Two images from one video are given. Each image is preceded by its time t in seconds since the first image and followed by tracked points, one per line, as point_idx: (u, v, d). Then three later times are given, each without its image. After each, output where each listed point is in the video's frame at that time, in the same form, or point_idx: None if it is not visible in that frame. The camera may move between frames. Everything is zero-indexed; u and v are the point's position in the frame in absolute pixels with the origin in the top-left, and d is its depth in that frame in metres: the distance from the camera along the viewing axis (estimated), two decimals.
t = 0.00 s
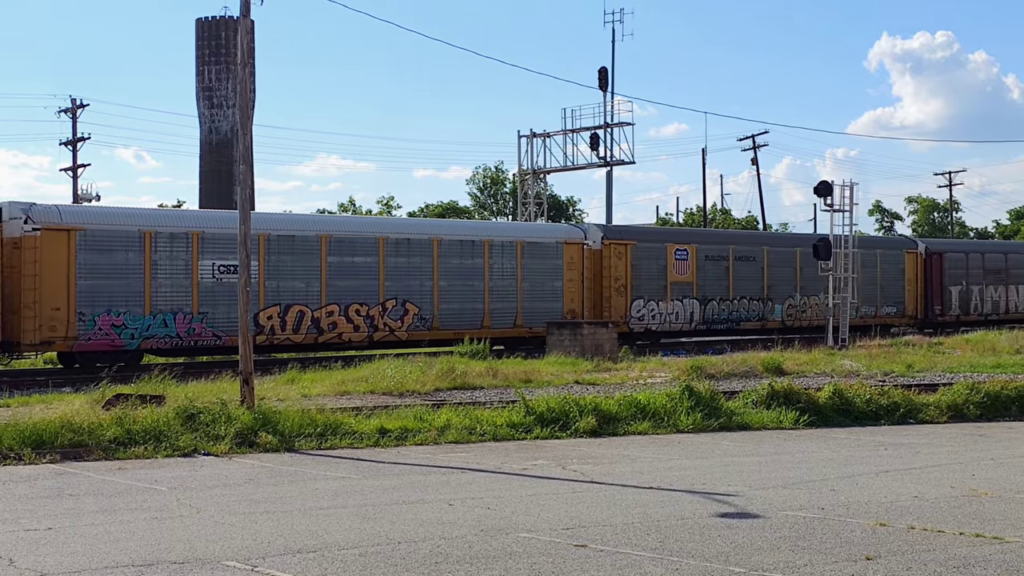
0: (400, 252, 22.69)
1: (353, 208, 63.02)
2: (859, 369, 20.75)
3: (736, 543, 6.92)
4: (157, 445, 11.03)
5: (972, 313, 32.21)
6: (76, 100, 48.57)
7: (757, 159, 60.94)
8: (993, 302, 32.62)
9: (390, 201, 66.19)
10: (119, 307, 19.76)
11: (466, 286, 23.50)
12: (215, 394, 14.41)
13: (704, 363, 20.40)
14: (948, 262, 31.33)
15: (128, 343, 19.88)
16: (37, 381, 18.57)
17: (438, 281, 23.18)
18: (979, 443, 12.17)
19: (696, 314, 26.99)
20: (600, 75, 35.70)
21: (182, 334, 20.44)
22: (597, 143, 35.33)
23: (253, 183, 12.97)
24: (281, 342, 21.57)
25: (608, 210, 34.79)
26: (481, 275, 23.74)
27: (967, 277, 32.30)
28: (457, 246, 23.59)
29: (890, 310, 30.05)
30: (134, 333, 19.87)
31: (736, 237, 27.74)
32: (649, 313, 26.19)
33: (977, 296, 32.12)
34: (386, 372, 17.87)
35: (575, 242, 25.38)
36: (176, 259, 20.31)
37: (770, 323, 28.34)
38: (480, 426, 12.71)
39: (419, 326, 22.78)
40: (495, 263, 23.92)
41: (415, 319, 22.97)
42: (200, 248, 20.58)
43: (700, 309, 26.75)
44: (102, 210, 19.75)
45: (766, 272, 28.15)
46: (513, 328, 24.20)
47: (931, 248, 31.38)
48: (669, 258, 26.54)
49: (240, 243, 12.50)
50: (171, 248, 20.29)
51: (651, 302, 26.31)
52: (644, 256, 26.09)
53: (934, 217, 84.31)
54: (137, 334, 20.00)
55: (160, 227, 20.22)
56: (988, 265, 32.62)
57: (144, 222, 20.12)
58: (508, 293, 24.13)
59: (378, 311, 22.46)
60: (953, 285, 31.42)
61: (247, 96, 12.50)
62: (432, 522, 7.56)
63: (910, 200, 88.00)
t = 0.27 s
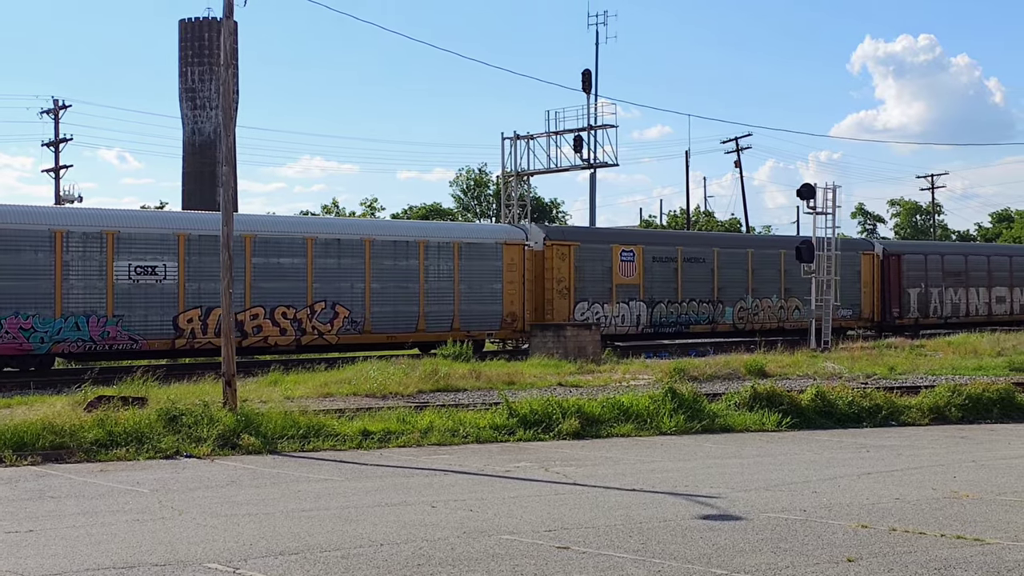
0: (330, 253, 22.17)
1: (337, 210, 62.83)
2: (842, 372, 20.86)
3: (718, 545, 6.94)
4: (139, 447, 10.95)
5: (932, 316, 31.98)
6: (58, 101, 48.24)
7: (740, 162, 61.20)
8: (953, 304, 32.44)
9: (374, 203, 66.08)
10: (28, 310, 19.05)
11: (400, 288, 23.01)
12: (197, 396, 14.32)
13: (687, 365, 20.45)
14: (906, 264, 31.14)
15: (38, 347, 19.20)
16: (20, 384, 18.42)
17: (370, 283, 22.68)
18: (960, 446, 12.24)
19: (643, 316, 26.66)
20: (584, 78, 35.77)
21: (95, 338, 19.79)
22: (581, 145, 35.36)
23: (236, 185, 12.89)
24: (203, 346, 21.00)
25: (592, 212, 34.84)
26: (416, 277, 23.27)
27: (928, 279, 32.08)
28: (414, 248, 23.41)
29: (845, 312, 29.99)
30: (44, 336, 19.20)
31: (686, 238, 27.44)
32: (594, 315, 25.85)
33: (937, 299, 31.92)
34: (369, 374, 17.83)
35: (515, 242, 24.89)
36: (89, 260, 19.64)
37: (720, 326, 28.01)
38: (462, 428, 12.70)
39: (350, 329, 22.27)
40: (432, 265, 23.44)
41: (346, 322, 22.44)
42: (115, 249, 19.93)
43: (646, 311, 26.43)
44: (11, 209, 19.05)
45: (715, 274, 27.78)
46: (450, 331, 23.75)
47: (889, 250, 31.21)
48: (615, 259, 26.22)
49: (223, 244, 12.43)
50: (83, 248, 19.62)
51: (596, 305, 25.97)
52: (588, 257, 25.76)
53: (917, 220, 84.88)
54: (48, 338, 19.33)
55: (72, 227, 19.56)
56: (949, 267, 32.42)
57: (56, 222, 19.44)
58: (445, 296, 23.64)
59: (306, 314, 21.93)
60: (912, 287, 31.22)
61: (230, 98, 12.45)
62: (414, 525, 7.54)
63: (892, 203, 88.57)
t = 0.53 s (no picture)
0: (261, 253, 21.72)
1: (325, 210, 62.72)
2: (829, 373, 20.94)
3: (706, 546, 6.95)
4: (126, 448, 10.89)
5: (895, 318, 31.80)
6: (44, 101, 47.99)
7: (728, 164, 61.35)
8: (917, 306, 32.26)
9: (363, 204, 65.98)
10: None
11: (335, 289, 22.58)
12: (185, 397, 14.26)
13: (675, 366, 20.49)
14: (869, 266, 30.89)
15: None
16: (6, 385, 18.32)
17: (303, 284, 22.23)
18: (947, 447, 12.30)
19: (593, 317, 26.34)
20: (572, 79, 35.79)
21: (6, 341, 19.27)
22: (569, 147, 35.37)
23: (224, 186, 12.83)
24: (124, 349, 20.57)
25: (580, 213, 34.87)
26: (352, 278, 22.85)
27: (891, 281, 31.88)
28: (360, 248, 23.03)
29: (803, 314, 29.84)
30: None
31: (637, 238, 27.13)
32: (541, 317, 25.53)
33: (900, 301, 31.74)
34: (358, 375, 17.80)
35: (458, 243, 24.49)
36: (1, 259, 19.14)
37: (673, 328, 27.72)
38: (450, 429, 12.69)
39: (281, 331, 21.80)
40: (368, 265, 23.02)
41: (277, 325, 21.99)
42: (29, 248, 19.41)
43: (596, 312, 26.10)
44: None
45: (668, 275, 27.46)
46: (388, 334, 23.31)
47: (851, 251, 31.02)
48: (564, 260, 25.87)
49: (211, 245, 12.37)
50: None
51: (544, 306, 25.63)
52: (535, 257, 25.40)
53: (904, 221, 85.30)
54: None
55: None
56: (913, 269, 32.24)
57: None
58: (383, 297, 23.21)
59: (234, 316, 21.52)
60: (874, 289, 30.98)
61: (218, 98, 12.39)
62: (402, 526, 7.53)
63: (880, 203, 88.90)
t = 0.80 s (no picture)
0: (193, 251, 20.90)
1: (319, 210, 62.66)
2: (824, 373, 20.95)
3: (700, 545, 6.96)
4: (120, 447, 10.87)
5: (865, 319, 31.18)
6: (38, 100, 47.84)
7: (723, 163, 61.38)
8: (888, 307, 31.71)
9: (357, 203, 65.92)
10: None
11: (274, 289, 21.72)
12: (179, 397, 14.23)
13: (669, 366, 20.49)
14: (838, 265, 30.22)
15: None
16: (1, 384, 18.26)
17: (239, 283, 21.34)
18: (941, 446, 12.31)
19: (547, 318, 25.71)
20: (567, 79, 35.79)
21: None
22: (564, 146, 35.37)
23: (219, 185, 12.80)
24: (47, 351, 19.66)
25: (575, 213, 34.87)
26: (292, 277, 21.98)
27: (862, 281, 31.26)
28: (300, 246, 22.13)
29: (768, 315, 29.26)
30: None
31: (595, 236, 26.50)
32: (492, 317, 24.90)
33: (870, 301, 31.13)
34: (352, 374, 17.78)
35: (404, 241, 23.72)
36: None
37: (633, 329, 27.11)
38: (445, 428, 12.68)
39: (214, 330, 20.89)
40: (309, 264, 22.16)
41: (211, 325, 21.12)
42: None
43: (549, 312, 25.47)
44: None
45: (627, 274, 26.83)
46: (329, 334, 22.45)
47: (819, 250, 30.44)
48: (517, 258, 25.26)
49: (205, 245, 12.35)
50: None
51: (496, 306, 25.01)
52: (486, 256, 24.79)
53: (899, 221, 85.46)
54: None
55: None
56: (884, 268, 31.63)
57: None
58: (324, 297, 22.39)
59: (165, 315, 20.71)
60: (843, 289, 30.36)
61: (212, 98, 12.37)
62: (396, 525, 7.52)
63: (874, 203, 89.03)
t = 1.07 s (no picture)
0: (122, 249, 20.19)
1: (316, 209, 62.63)
2: (820, 372, 20.97)
3: (697, 544, 6.96)
4: (116, 446, 10.85)
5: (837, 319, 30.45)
6: (34, 99, 47.74)
7: (720, 163, 61.43)
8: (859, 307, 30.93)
9: (354, 202, 65.90)
10: None
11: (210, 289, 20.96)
12: (176, 396, 14.24)
13: (666, 365, 20.50)
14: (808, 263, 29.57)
15: None
16: None
17: (171, 283, 20.63)
18: (937, 446, 12.33)
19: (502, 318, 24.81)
20: (564, 78, 35.80)
21: None
22: (560, 146, 35.37)
23: (216, 184, 12.79)
24: None
25: (571, 212, 34.89)
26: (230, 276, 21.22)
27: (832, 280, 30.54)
28: (238, 244, 21.36)
29: (736, 315, 28.42)
30: None
31: (553, 233, 25.59)
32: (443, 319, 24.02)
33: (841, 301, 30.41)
34: (348, 373, 17.76)
35: (350, 239, 22.86)
36: None
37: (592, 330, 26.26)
38: (442, 427, 12.68)
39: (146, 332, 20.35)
40: (248, 262, 21.39)
41: (142, 326, 20.50)
42: None
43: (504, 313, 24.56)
44: None
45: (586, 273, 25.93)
46: (267, 335, 21.72)
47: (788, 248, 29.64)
48: (469, 256, 24.35)
49: (202, 243, 12.33)
50: None
51: (447, 306, 24.13)
52: (437, 254, 23.89)
53: (895, 221, 85.59)
54: None
55: None
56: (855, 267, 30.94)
57: None
58: (263, 296, 21.67)
59: (93, 315, 20.01)
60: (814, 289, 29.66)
61: (209, 97, 12.34)
62: (393, 524, 7.52)
63: (871, 203, 89.15)
